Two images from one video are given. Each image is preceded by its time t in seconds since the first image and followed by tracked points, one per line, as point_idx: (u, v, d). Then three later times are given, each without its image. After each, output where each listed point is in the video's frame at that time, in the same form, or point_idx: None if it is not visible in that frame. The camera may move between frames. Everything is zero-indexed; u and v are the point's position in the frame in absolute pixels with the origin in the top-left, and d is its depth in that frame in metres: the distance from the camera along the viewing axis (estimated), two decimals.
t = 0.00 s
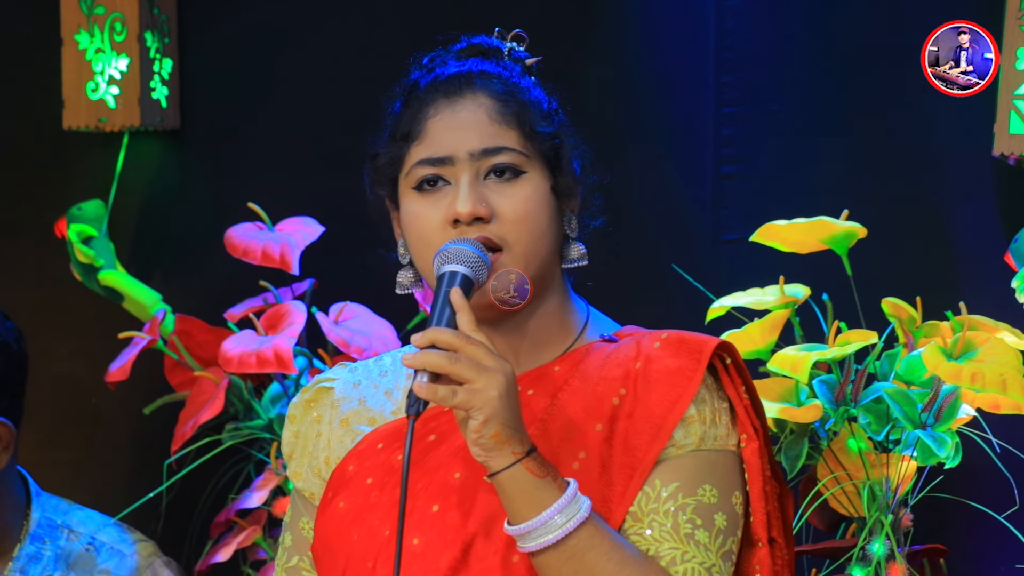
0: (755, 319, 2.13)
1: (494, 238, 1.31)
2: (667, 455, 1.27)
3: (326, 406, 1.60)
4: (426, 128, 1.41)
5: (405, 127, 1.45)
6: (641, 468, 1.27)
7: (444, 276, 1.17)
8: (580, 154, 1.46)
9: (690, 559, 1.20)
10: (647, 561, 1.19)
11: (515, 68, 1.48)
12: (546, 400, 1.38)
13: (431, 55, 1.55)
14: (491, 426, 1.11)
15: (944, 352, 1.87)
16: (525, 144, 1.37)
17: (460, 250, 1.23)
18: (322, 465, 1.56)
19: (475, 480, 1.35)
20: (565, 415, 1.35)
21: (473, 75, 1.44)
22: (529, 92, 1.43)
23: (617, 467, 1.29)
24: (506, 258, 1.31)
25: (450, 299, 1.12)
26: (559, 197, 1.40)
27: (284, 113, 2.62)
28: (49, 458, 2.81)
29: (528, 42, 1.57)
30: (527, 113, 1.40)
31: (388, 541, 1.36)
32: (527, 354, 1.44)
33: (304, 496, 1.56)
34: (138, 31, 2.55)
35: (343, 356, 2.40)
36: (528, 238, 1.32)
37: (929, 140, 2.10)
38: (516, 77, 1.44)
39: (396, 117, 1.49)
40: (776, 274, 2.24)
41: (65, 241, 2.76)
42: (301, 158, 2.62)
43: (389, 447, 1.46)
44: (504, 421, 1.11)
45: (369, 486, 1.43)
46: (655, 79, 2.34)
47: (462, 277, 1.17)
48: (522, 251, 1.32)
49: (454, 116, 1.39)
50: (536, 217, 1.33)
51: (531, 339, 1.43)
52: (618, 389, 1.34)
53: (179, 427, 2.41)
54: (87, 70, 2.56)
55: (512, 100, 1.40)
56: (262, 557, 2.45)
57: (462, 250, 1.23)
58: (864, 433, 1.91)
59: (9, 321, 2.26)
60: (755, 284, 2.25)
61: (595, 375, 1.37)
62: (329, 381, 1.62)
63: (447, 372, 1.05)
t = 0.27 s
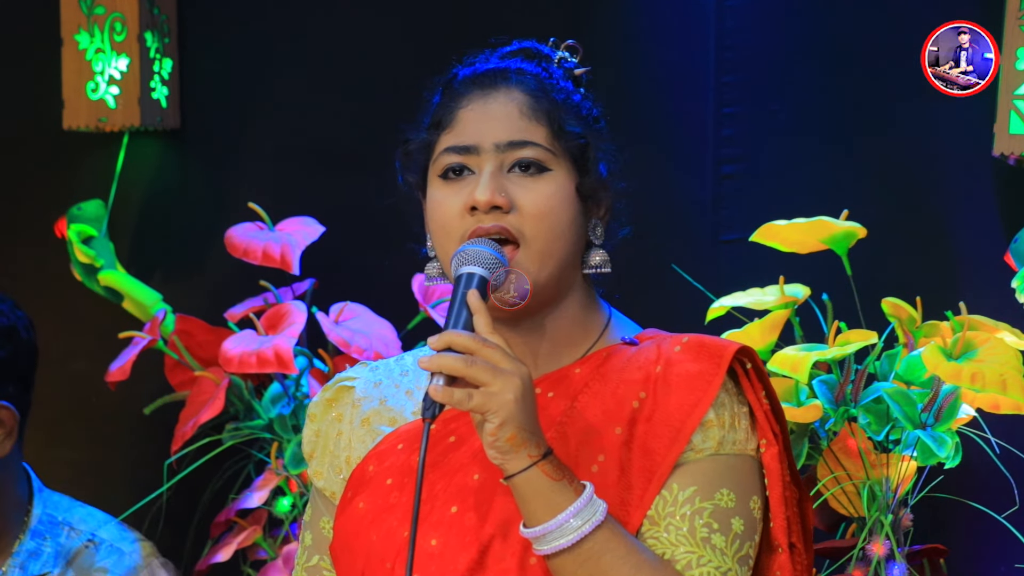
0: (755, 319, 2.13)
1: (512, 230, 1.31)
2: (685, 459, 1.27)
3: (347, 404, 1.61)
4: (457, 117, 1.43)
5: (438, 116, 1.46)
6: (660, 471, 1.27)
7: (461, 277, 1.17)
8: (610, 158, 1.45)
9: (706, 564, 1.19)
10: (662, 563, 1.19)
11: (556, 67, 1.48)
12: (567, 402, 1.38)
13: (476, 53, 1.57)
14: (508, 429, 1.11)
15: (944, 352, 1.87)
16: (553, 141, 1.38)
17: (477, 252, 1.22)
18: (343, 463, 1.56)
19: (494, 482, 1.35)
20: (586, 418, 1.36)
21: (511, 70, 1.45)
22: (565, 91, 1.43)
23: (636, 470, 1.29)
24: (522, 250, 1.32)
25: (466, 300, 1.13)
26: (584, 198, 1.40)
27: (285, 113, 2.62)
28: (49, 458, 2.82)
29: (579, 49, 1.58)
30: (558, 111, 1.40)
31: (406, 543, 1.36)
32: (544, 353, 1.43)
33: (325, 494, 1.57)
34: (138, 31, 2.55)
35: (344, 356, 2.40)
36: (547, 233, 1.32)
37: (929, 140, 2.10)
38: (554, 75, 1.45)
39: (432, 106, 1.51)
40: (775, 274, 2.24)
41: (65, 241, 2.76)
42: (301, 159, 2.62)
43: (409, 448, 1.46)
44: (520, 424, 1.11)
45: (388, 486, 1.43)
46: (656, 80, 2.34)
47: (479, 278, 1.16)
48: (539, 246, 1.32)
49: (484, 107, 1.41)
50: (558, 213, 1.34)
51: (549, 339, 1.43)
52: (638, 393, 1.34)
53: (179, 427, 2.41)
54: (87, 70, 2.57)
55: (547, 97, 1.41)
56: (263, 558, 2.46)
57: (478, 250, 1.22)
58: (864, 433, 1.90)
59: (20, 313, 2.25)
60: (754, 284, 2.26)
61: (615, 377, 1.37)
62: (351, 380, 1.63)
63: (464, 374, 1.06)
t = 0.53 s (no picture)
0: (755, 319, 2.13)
1: (537, 227, 1.29)
2: (700, 460, 1.28)
3: (370, 395, 1.58)
4: (493, 111, 1.41)
5: (477, 109, 1.44)
6: (675, 471, 1.27)
7: (483, 266, 1.17)
8: (644, 162, 1.41)
9: (712, 565, 1.20)
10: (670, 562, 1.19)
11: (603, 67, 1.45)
12: (587, 402, 1.36)
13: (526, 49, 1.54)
14: (520, 418, 1.11)
15: (944, 352, 1.88)
16: (586, 141, 1.34)
17: (501, 241, 1.22)
18: (364, 454, 1.54)
19: (512, 478, 1.34)
20: (605, 417, 1.34)
21: (554, 67, 1.43)
22: (605, 91, 1.40)
23: (653, 469, 1.29)
24: (546, 248, 1.29)
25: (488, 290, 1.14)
26: (615, 200, 1.36)
27: (284, 113, 2.62)
28: (48, 458, 2.82)
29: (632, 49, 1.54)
30: (595, 110, 1.37)
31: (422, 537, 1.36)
32: (566, 352, 1.41)
33: (344, 484, 1.54)
34: (138, 31, 2.55)
35: (344, 355, 2.41)
36: (573, 231, 1.30)
37: (929, 140, 2.10)
38: (596, 75, 1.42)
39: (473, 99, 1.49)
40: (775, 273, 2.24)
41: (64, 242, 2.76)
42: (301, 158, 2.62)
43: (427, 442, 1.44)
44: (533, 415, 1.11)
45: (406, 479, 1.42)
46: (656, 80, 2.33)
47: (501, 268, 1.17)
48: (563, 244, 1.29)
49: (520, 103, 1.38)
50: (584, 213, 1.31)
51: (572, 338, 1.40)
52: (657, 393, 1.34)
53: (179, 427, 2.41)
54: (87, 71, 2.56)
55: (586, 96, 1.38)
56: (262, 558, 2.45)
57: (503, 239, 1.22)
58: (864, 433, 1.90)
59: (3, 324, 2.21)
60: (754, 284, 2.25)
61: (635, 376, 1.37)
62: (374, 370, 1.60)
63: (481, 363, 1.07)
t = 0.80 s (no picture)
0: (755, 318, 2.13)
1: (551, 232, 1.29)
2: (712, 462, 1.28)
3: (382, 391, 1.59)
4: (510, 113, 1.41)
5: (496, 110, 1.44)
6: (686, 473, 1.27)
7: (495, 263, 1.19)
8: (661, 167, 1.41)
9: (721, 567, 1.21)
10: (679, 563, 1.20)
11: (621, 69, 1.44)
12: (599, 402, 1.36)
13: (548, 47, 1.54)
14: (529, 416, 1.13)
15: (944, 352, 1.90)
16: (602, 147, 1.34)
17: (513, 241, 1.22)
18: (376, 451, 1.56)
19: (524, 478, 1.34)
20: (617, 417, 1.35)
21: (573, 69, 1.42)
22: (623, 94, 1.40)
23: (665, 471, 1.29)
24: (560, 253, 1.30)
25: (500, 290, 1.17)
26: (630, 206, 1.35)
27: (284, 113, 2.62)
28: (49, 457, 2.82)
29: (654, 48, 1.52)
30: (611, 115, 1.36)
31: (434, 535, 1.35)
32: (582, 353, 1.41)
33: (356, 481, 1.56)
34: (138, 31, 2.55)
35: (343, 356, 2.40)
36: (587, 237, 1.30)
37: (929, 140, 2.10)
38: (614, 78, 1.41)
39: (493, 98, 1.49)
40: (775, 274, 2.24)
41: (64, 242, 2.76)
42: (301, 158, 2.62)
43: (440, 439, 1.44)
44: (542, 413, 1.13)
45: (418, 477, 1.42)
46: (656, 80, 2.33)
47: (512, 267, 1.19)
48: (577, 249, 1.30)
49: (537, 107, 1.38)
50: (598, 218, 1.31)
51: (587, 339, 1.41)
52: (670, 394, 1.34)
53: (179, 427, 2.41)
54: (87, 71, 2.57)
55: (603, 100, 1.37)
56: (263, 557, 2.45)
57: (516, 239, 1.23)
58: (864, 433, 1.90)
59: None
60: (754, 284, 2.26)
61: (649, 376, 1.37)
62: (387, 367, 1.61)
63: (490, 360, 1.09)
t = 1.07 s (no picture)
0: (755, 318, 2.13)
1: (551, 230, 1.29)
2: (713, 462, 1.28)
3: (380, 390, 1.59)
4: (506, 113, 1.40)
5: (491, 110, 1.44)
6: (688, 472, 1.27)
7: (496, 263, 1.19)
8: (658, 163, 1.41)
9: (723, 567, 1.21)
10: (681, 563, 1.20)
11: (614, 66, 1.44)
12: (599, 401, 1.37)
13: (540, 47, 1.54)
14: (533, 415, 1.13)
15: (944, 352, 1.89)
16: (599, 144, 1.34)
17: (515, 241, 1.22)
18: (374, 449, 1.56)
19: (524, 476, 1.35)
20: (618, 417, 1.35)
21: (566, 68, 1.42)
22: (617, 91, 1.39)
23: (665, 470, 1.29)
24: (560, 251, 1.30)
25: (501, 290, 1.17)
26: (628, 202, 1.35)
27: (284, 113, 2.62)
28: (49, 457, 2.82)
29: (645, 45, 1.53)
30: (607, 112, 1.37)
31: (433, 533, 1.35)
32: (582, 351, 1.41)
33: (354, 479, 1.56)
34: (138, 31, 2.55)
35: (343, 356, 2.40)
36: (587, 234, 1.30)
37: (929, 140, 2.10)
38: (608, 75, 1.41)
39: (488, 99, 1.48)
40: (775, 274, 2.24)
41: (64, 242, 2.76)
42: (301, 158, 2.62)
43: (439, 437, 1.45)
44: (545, 412, 1.13)
45: (416, 475, 1.42)
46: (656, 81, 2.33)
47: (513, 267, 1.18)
48: (577, 247, 1.30)
49: (533, 106, 1.38)
50: (598, 216, 1.31)
51: (587, 337, 1.40)
52: (671, 394, 1.34)
53: (179, 427, 2.41)
54: (87, 71, 2.56)
55: (599, 98, 1.37)
56: (263, 557, 2.45)
57: (517, 239, 1.22)
58: (863, 432, 1.90)
59: None
60: (754, 284, 2.26)
61: (649, 375, 1.37)
62: (386, 365, 1.61)
63: (494, 358, 1.09)
